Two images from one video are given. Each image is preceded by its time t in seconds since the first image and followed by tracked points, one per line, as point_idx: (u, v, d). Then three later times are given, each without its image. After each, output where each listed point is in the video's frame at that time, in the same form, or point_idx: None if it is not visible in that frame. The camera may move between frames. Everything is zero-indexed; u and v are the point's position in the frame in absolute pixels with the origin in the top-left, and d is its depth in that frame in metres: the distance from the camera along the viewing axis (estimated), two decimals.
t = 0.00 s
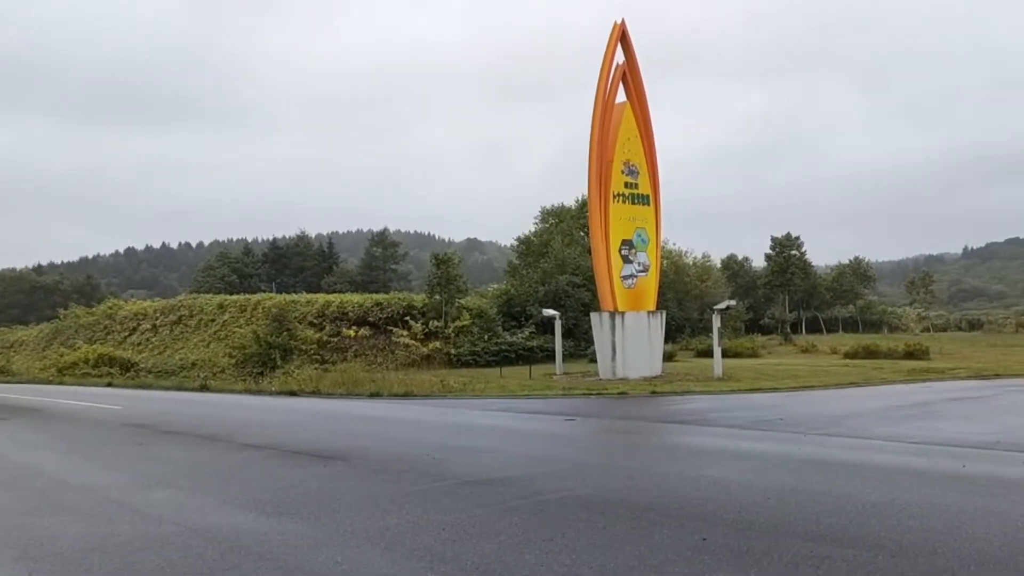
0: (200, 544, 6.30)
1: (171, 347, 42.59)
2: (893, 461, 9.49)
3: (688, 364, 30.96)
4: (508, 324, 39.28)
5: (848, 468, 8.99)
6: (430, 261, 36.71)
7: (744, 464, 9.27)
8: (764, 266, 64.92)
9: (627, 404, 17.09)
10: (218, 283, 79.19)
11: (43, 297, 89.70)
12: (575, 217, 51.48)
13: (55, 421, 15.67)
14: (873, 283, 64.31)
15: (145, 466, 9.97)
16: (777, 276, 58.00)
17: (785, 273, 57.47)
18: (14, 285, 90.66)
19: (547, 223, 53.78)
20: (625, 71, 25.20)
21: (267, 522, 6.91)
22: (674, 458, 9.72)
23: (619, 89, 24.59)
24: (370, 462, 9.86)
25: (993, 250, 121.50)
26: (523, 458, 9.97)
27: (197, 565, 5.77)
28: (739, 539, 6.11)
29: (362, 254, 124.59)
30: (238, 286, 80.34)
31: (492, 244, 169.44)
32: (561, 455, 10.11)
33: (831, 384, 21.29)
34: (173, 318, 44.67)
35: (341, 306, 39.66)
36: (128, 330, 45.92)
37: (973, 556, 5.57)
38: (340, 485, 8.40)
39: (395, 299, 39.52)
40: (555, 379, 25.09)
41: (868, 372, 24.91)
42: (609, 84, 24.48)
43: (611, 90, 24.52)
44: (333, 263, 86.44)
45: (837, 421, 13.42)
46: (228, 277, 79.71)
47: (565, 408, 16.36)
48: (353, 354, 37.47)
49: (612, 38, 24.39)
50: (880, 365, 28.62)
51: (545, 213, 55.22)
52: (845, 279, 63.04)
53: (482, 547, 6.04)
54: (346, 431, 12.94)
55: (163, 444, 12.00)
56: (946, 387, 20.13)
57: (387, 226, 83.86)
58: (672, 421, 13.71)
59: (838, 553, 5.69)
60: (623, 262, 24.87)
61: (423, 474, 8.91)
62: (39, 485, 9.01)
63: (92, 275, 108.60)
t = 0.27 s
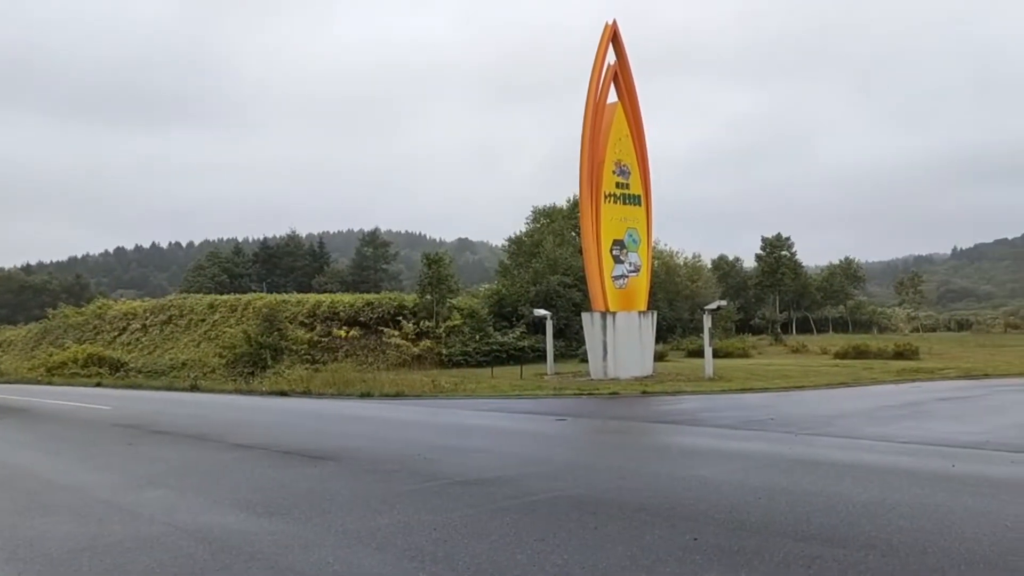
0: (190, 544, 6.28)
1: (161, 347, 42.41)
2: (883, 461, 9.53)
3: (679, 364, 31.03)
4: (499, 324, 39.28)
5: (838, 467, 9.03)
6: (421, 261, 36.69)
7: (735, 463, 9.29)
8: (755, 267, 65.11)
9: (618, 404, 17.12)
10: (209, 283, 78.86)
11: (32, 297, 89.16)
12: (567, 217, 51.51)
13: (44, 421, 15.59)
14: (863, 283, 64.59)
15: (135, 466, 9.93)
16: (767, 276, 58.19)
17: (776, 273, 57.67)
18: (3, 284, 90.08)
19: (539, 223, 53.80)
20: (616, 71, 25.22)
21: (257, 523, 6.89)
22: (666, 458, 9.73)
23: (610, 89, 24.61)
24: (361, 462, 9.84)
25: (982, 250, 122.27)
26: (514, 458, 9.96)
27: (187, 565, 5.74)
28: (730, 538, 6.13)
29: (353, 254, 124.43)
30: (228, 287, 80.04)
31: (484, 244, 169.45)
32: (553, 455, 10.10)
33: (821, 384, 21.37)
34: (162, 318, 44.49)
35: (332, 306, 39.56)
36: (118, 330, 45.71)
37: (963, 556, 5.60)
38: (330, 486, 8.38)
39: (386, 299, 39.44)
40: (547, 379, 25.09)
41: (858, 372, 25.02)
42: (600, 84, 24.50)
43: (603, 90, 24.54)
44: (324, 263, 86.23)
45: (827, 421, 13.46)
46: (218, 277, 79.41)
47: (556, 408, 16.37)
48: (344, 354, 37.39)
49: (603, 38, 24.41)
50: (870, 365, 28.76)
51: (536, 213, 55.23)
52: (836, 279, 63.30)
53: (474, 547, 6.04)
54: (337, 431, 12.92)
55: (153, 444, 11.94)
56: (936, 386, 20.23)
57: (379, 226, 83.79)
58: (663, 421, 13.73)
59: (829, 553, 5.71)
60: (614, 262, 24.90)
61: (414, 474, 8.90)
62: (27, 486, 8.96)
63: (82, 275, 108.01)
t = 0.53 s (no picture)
0: (183, 545, 6.26)
1: (154, 348, 42.28)
2: (877, 461, 9.55)
3: (673, 365, 31.08)
4: (494, 324, 39.27)
5: (831, 468, 9.04)
6: (415, 262, 36.67)
7: (729, 464, 9.31)
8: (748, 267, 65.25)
9: (612, 404, 17.13)
10: (202, 283, 78.64)
11: (24, 297, 88.83)
12: (561, 217, 51.53)
13: (37, 422, 15.52)
14: (856, 284, 64.78)
15: (128, 467, 9.89)
16: (761, 277, 58.31)
17: (769, 274, 57.82)
18: None
19: (533, 223, 53.80)
20: (610, 72, 25.24)
21: (251, 523, 6.87)
22: (660, 459, 9.74)
23: (604, 90, 24.63)
24: (356, 463, 9.82)
25: (974, 251, 122.76)
26: (508, 459, 9.95)
27: (181, 567, 5.72)
28: (725, 539, 6.13)
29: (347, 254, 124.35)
30: (222, 287, 79.86)
31: (478, 244, 169.44)
32: (547, 456, 10.10)
33: (814, 384, 21.42)
34: (156, 318, 44.35)
35: (326, 306, 39.48)
36: (111, 330, 45.56)
37: (957, 556, 5.62)
38: (325, 486, 8.37)
39: (380, 299, 39.38)
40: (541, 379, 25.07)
41: (852, 373, 25.09)
42: (594, 85, 24.52)
43: (597, 90, 24.56)
44: (318, 263, 86.09)
45: (820, 421, 13.49)
46: (212, 278, 79.22)
47: (550, 408, 16.37)
48: (338, 355, 37.33)
49: (597, 39, 24.43)
50: (863, 365, 28.85)
51: (531, 213, 55.23)
52: (829, 280, 63.46)
53: (469, 547, 6.03)
54: (332, 431, 12.89)
55: (146, 444, 11.90)
56: (929, 387, 20.31)
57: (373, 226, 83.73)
58: (658, 421, 13.75)
59: (822, 553, 5.72)
60: (608, 262, 24.92)
61: (409, 475, 8.88)
62: (19, 487, 8.92)
63: (74, 275, 107.64)
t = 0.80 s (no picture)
0: (176, 548, 6.24)
1: (148, 349, 42.16)
2: (870, 462, 9.57)
3: (667, 366, 31.12)
4: (488, 326, 39.28)
5: (825, 469, 9.06)
6: (410, 263, 36.66)
7: (722, 465, 9.32)
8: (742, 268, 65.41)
9: (607, 405, 17.15)
10: (196, 284, 78.47)
11: (17, 298, 88.52)
12: (556, 218, 51.56)
13: (29, 423, 15.46)
14: (850, 285, 64.99)
15: (121, 469, 9.85)
16: (755, 278, 58.39)
17: (763, 275, 58.02)
18: None
19: (528, 224, 53.82)
20: (605, 73, 25.27)
21: (245, 525, 6.85)
22: (654, 460, 9.75)
23: (598, 91, 24.66)
24: (350, 464, 9.80)
25: (967, 252, 123.23)
26: (502, 460, 9.94)
27: (174, 569, 5.70)
28: (719, 540, 6.13)
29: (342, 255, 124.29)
30: (216, 288, 79.70)
31: (473, 246, 169.45)
32: (542, 457, 10.09)
33: (808, 385, 21.46)
34: (149, 319, 44.23)
35: (321, 307, 39.41)
36: (104, 331, 45.42)
37: (950, 556, 5.64)
38: (318, 488, 8.35)
39: (375, 300, 39.32)
40: (535, 381, 25.07)
41: (845, 374, 25.17)
42: (588, 86, 24.54)
43: (591, 92, 24.59)
44: (312, 264, 85.97)
45: (814, 422, 13.52)
46: (206, 279, 79.05)
47: (545, 409, 16.38)
48: (332, 356, 37.27)
49: (592, 40, 24.46)
50: (857, 366, 28.94)
51: (525, 214, 55.25)
52: (823, 281, 63.65)
53: (463, 548, 6.03)
54: (326, 432, 12.88)
55: (139, 446, 11.86)
56: (921, 388, 20.38)
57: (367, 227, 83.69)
58: (652, 422, 13.76)
59: (816, 554, 5.73)
60: (602, 264, 24.94)
61: (403, 477, 8.86)
62: (10, 489, 8.87)
63: (67, 276, 107.30)
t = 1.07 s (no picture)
0: (168, 550, 6.21)
1: (139, 351, 41.99)
2: (863, 462, 9.61)
3: (660, 367, 31.18)
4: (481, 327, 39.26)
5: (816, 470, 9.09)
6: (403, 264, 36.67)
7: (716, 466, 9.34)
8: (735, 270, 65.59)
9: (600, 406, 17.16)
10: (189, 285, 78.23)
11: (8, 300, 88.11)
12: (549, 220, 51.59)
13: (20, 426, 15.38)
14: (842, 287, 65.21)
15: (112, 471, 9.80)
16: (748, 279, 58.77)
17: (756, 276, 58.26)
18: None
19: (521, 225, 53.82)
20: (598, 75, 25.31)
21: (237, 528, 6.83)
22: (647, 461, 9.76)
23: (592, 93, 24.68)
24: (342, 466, 9.78)
25: (959, 254, 123.76)
26: (496, 461, 9.94)
27: (164, 572, 5.67)
28: (712, 541, 6.15)
29: (335, 256, 124.07)
30: (208, 290, 79.46)
31: (466, 247, 169.40)
32: (535, 459, 10.09)
33: (801, 386, 21.51)
34: (141, 321, 44.07)
35: (314, 308, 39.32)
36: (96, 333, 45.22)
37: (941, 557, 5.67)
38: (311, 490, 8.33)
39: (368, 302, 39.23)
40: (529, 382, 25.08)
41: (838, 374, 25.22)
42: (582, 87, 24.56)
43: (584, 93, 24.61)
44: (305, 265, 85.81)
45: (806, 423, 13.56)
46: (199, 280, 78.81)
47: (538, 411, 16.38)
48: (325, 358, 37.17)
49: (585, 42, 24.48)
50: (850, 367, 29.00)
51: (518, 216, 55.26)
52: (815, 282, 63.90)
53: (457, 550, 6.02)
54: (319, 434, 12.85)
55: (131, 449, 11.80)
56: (913, 389, 20.46)
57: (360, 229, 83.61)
58: (646, 424, 13.76)
59: (809, 556, 5.74)
60: (595, 265, 24.95)
61: (397, 479, 8.85)
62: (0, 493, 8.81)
63: (59, 278, 106.88)
